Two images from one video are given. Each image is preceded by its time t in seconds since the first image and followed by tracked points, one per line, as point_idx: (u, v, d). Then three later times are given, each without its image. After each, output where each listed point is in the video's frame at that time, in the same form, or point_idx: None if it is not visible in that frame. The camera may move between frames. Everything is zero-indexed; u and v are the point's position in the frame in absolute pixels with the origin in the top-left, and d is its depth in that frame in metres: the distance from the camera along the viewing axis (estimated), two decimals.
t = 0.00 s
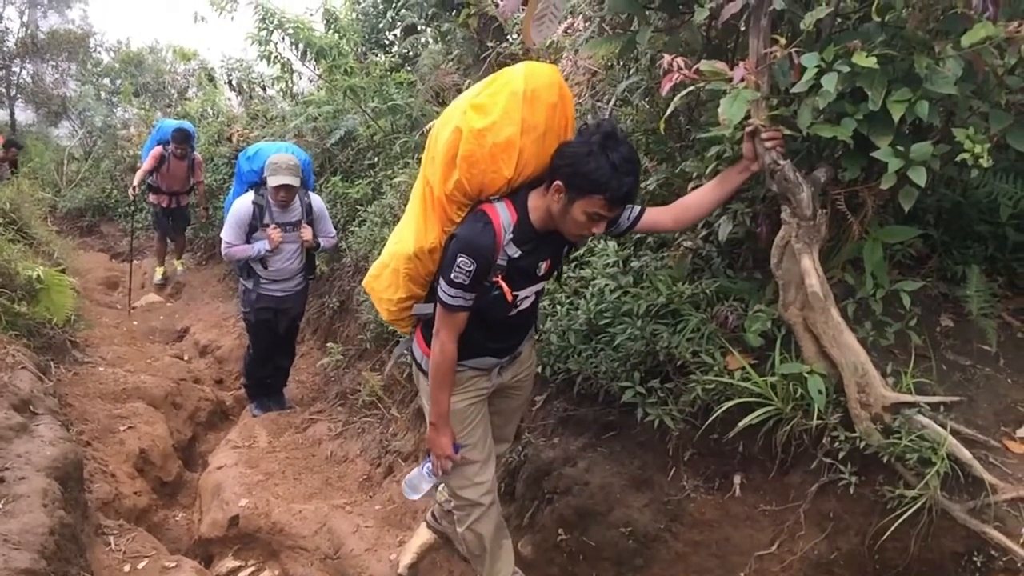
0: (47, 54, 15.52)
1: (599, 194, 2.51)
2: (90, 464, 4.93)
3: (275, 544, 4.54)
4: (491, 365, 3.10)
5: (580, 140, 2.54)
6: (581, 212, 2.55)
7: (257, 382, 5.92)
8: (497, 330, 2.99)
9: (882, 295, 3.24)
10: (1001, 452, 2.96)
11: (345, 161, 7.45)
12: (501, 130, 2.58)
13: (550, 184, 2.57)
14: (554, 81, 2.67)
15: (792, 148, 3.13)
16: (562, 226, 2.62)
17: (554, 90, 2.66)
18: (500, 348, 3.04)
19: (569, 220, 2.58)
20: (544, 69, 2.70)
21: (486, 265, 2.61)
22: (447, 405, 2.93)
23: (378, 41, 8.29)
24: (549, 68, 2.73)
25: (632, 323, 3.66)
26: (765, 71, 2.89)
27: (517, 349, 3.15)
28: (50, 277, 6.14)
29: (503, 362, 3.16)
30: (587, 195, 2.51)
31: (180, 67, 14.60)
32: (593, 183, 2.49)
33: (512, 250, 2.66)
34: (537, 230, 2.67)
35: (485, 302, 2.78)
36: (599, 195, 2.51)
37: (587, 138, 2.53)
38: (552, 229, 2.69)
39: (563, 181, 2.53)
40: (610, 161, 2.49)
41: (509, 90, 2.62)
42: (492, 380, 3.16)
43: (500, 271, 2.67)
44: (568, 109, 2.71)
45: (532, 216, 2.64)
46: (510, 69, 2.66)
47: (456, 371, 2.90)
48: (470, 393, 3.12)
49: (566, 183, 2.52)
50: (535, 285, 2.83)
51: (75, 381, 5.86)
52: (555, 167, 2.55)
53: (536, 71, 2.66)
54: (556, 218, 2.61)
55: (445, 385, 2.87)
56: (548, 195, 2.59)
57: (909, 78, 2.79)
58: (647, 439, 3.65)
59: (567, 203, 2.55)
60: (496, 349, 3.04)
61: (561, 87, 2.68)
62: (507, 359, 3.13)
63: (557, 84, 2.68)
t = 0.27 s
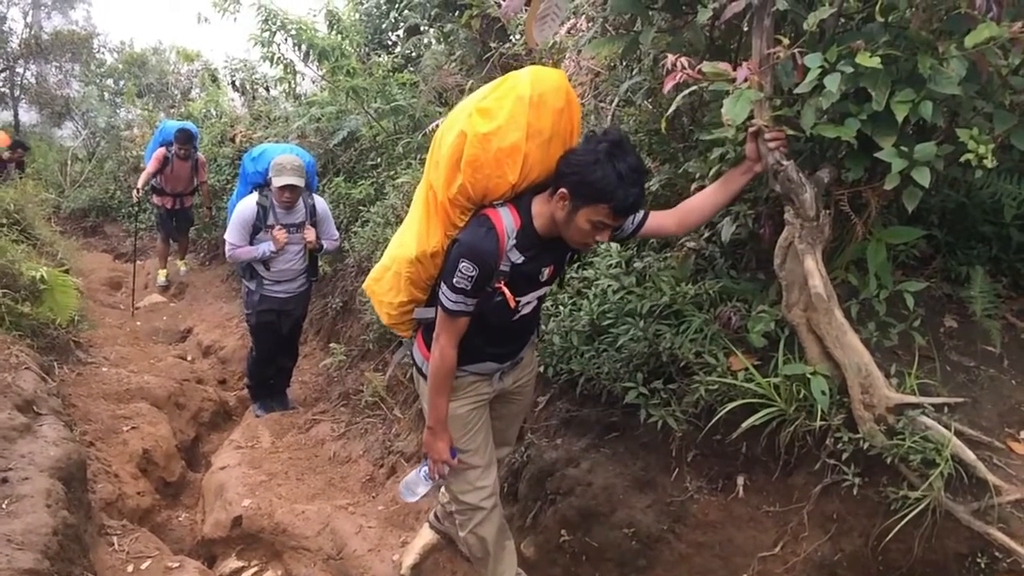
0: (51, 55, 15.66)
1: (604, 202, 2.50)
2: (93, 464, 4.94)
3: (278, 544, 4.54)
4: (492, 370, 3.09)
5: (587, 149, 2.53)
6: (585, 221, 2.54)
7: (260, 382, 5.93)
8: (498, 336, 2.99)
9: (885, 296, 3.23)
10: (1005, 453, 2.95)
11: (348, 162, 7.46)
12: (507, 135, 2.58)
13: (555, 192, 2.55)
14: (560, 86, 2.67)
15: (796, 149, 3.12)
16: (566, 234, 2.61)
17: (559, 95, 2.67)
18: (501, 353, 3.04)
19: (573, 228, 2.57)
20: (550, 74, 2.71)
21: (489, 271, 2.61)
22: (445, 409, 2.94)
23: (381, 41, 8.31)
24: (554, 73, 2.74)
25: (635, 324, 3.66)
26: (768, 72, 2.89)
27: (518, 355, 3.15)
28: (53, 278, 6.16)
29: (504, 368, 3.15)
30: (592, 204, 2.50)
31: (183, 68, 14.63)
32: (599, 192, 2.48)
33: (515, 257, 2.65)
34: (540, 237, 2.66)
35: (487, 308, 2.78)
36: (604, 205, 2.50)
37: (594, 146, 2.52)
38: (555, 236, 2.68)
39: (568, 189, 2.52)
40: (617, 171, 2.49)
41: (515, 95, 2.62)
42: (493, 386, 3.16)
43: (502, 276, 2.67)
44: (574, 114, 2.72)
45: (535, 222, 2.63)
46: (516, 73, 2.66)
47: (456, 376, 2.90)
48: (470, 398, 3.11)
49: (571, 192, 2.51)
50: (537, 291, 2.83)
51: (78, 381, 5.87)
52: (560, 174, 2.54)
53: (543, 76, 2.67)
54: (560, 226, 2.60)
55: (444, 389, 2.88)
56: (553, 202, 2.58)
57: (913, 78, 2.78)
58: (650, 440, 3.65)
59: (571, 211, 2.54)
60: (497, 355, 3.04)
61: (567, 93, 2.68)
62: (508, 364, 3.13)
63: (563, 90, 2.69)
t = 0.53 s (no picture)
0: (58, 54, 15.73)
1: (611, 211, 2.48)
2: (100, 463, 4.95)
3: (284, 544, 4.55)
4: (496, 376, 3.09)
5: (594, 157, 2.50)
6: (591, 229, 2.53)
7: (266, 382, 5.94)
8: (502, 341, 2.99)
9: (892, 296, 3.22)
10: (1012, 454, 2.95)
11: (354, 162, 7.46)
12: (514, 141, 2.55)
13: (562, 199, 2.54)
14: (568, 90, 2.64)
15: (802, 148, 3.11)
16: (572, 241, 2.60)
17: (568, 100, 2.64)
18: (505, 358, 3.04)
19: (579, 235, 2.56)
20: (559, 78, 2.67)
21: (493, 277, 2.60)
22: (447, 415, 2.94)
23: (386, 41, 8.31)
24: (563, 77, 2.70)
25: (640, 324, 3.65)
26: (774, 71, 2.89)
27: (522, 360, 3.14)
28: (60, 278, 6.17)
29: (509, 374, 3.14)
30: (599, 213, 2.49)
31: (189, 68, 14.66)
32: (606, 201, 2.46)
33: (521, 263, 2.65)
34: (546, 243, 2.65)
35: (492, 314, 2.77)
36: (612, 214, 2.49)
37: (601, 154, 2.50)
38: (561, 243, 2.67)
39: (574, 197, 2.50)
40: (625, 178, 2.47)
41: (523, 99, 2.58)
42: (497, 392, 3.14)
43: (507, 282, 2.67)
44: (582, 119, 2.69)
45: (542, 229, 2.62)
46: (525, 77, 2.63)
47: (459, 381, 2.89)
48: (474, 404, 3.10)
49: (577, 199, 2.50)
50: (542, 297, 2.83)
51: (85, 381, 5.88)
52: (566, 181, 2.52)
53: (552, 80, 2.63)
54: (566, 232, 2.59)
55: (447, 395, 2.88)
56: (559, 208, 2.57)
57: (920, 78, 2.78)
58: (655, 440, 3.65)
59: (577, 219, 2.52)
60: (501, 360, 3.04)
61: (575, 97, 2.65)
62: (512, 370, 3.12)
63: (572, 94, 2.66)
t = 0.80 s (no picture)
0: (69, 54, 15.83)
1: (621, 219, 2.47)
2: (112, 461, 4.98)
3: (295, 541, 4.57)
4: (504, 381, 3.08)
5: (604, 163, 2.49)
6: (601, 237, 2.52)
7: (276, 381, 5.95)
8: (510, 347, 2.98)
9: (903, 294, 3.21)
10: None
11: (364, 160, 7.47)
12: (523, 145, 2.55)
13: (571, 206, 2.52)
14: (579, 95, 2.64)
15: (813, 146, 3.10)
16: (582, 248, 2.59)
17: (578, 104, 2.64)
18: (513, 363, 3.03)
19: (588, 242, 2.55)
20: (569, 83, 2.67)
21: (502, 284, 2.59)
22: (455, 421, 2.93)
23: (396, 40, 8.32)
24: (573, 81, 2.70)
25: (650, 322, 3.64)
26: (784, 69, 2.88)
27: (530, 366, 3.13)
28: (72, 276, 6.21)
29: (516, 379, 3.14)
30: (608, 221, 2.47)
31: (200, 67, 14.71)
32: (616, 209, 2.45)
33: (530, 269, 2.64)
34: (555, 249, 2.64)
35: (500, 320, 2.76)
36: (622, 222, 2.48)
37: (612, 161, 2.48)
38: (569, 249, 2.66)
39: (584, 204, 2.49)
40: (635, 186, 2.46)
41: (532, 103, 2.58)
42: (505, 398, 3.14)
43: (515, 289, 2.66)
44: (593, 124, 2.68)
45: (551, 235, 2.61)
46: (535, 81, 2.62)
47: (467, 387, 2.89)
48: (481, 409, 3.09)
49: (586, 207, 2.48)
50: (550, 303, 2.82)
51: (97, 379, 5.92)
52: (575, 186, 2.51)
53: (562, 84, 2.63)
54: (576, 239, 2.58)
55: (454, 401, 2.87)
56: (569, 215, 2.56)
57: (931, 74, 2.76)
58: (665, 439, 3.64)
59: (587, 226, 2.51)
60: (508, 365, 3.03)
61: (586, 101, 2.65)
62: (519, 375, 3.11)
63: (582, 99, 2.65)
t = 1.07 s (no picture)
0: (84, 52, 15.95)
1: (632, 225, 2.47)
2: (127, 457, 5.01)
3: (309, 537, 4.59)
4: (514, 385, 3.07)
5: (615, 170, 2.49)
6: (611, 243, 2.51)
7: (289, 377, 5.98)
8: (521, 351, 2.97)
9: (918, 290, 3.18)
10: None
11: (376, 157, 7.48)
12: (533, 149, 2.52)
13: (581, 212, 2.52)
14: (588, 97, 2.62)
15: (826, 141, 3.09)
16: (592, 254, 2.58)
17: (588, 106, 2.61)
18: (523, 367, 3.02)
19: (599, 248, 2.54)
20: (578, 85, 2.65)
21: (513, 290, 2.57)
22: (466, 427, 2.93)
23: (408, 36, 8.32)
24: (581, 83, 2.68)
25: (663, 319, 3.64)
26: (798, 63, 2.85)
27: (541, 369, 3.12)
28: (88, 273, 6.24)
29: (527, 383, 3.13)
30: (619, 227, 2.47)
31: (213, 64, 14.76)
32: (626, 216, 2.45)
33: (541, 275, 2.62)
34: (566, 253, 2.63)
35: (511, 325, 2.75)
36: (633, 228, 2.47)
37: (623, 167, 2.48)
38: (580, 253, 2.65)
39: (594, 210, 2.49)
40: (646, 193, 2.46)
41: (542, 106, 2.55)
42: (516, 402, 3.13)
43: (527, 294, 2.64)
44: (602, 126, 2.66)
45: (562, 239, 2.61)
46: (544, 84, 2.60)
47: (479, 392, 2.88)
48: (493, 413, 3.08)
49: (596, 213, 2.48)
50: (561, 307, 2.80)
51: (112, 375, 5.96)
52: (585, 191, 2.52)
53: (571, 86, 2.61)
54: (586, 244, 2.58)
55: (466, 408, 2.87)
56: (579, 220, 2.56)
57: (945, 68, 2.74)
58: (678, 435, 3.63)
59: (597, 232, 2.51)
60: (519, 369, 3.02)
61: (595, 103, 2.62)
62: (530, 379, 3.10)
63: (592, 101, 2.63)
